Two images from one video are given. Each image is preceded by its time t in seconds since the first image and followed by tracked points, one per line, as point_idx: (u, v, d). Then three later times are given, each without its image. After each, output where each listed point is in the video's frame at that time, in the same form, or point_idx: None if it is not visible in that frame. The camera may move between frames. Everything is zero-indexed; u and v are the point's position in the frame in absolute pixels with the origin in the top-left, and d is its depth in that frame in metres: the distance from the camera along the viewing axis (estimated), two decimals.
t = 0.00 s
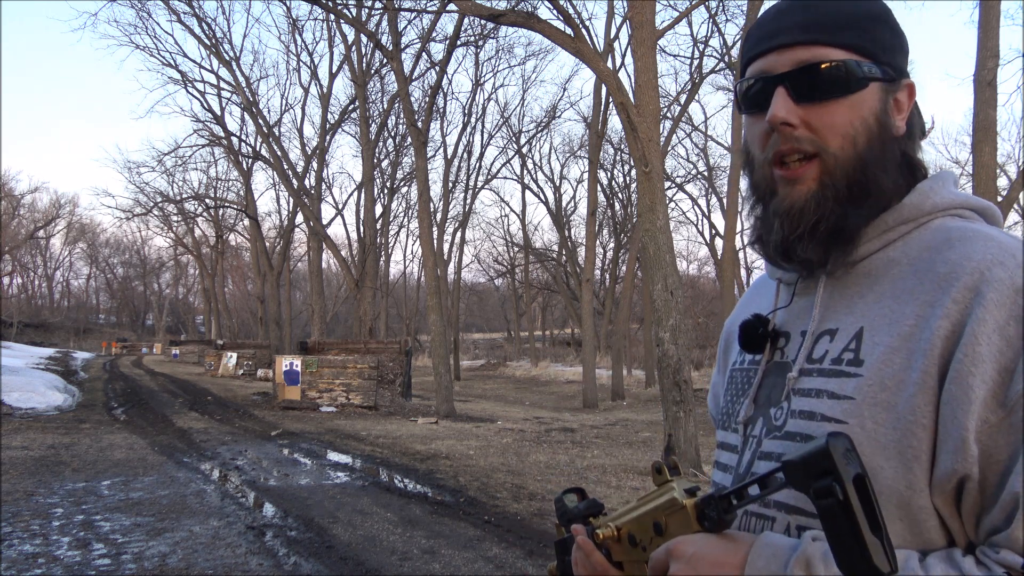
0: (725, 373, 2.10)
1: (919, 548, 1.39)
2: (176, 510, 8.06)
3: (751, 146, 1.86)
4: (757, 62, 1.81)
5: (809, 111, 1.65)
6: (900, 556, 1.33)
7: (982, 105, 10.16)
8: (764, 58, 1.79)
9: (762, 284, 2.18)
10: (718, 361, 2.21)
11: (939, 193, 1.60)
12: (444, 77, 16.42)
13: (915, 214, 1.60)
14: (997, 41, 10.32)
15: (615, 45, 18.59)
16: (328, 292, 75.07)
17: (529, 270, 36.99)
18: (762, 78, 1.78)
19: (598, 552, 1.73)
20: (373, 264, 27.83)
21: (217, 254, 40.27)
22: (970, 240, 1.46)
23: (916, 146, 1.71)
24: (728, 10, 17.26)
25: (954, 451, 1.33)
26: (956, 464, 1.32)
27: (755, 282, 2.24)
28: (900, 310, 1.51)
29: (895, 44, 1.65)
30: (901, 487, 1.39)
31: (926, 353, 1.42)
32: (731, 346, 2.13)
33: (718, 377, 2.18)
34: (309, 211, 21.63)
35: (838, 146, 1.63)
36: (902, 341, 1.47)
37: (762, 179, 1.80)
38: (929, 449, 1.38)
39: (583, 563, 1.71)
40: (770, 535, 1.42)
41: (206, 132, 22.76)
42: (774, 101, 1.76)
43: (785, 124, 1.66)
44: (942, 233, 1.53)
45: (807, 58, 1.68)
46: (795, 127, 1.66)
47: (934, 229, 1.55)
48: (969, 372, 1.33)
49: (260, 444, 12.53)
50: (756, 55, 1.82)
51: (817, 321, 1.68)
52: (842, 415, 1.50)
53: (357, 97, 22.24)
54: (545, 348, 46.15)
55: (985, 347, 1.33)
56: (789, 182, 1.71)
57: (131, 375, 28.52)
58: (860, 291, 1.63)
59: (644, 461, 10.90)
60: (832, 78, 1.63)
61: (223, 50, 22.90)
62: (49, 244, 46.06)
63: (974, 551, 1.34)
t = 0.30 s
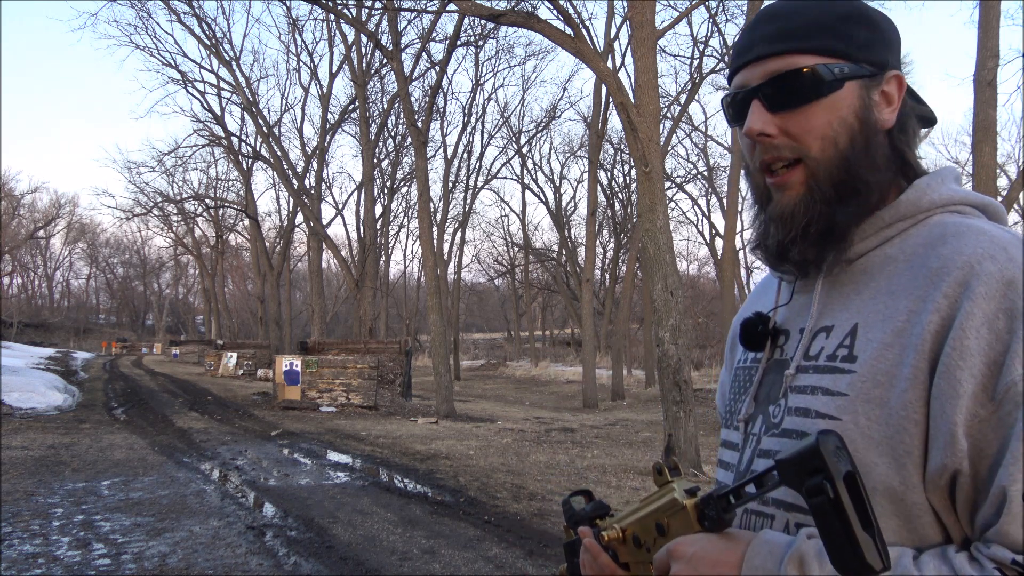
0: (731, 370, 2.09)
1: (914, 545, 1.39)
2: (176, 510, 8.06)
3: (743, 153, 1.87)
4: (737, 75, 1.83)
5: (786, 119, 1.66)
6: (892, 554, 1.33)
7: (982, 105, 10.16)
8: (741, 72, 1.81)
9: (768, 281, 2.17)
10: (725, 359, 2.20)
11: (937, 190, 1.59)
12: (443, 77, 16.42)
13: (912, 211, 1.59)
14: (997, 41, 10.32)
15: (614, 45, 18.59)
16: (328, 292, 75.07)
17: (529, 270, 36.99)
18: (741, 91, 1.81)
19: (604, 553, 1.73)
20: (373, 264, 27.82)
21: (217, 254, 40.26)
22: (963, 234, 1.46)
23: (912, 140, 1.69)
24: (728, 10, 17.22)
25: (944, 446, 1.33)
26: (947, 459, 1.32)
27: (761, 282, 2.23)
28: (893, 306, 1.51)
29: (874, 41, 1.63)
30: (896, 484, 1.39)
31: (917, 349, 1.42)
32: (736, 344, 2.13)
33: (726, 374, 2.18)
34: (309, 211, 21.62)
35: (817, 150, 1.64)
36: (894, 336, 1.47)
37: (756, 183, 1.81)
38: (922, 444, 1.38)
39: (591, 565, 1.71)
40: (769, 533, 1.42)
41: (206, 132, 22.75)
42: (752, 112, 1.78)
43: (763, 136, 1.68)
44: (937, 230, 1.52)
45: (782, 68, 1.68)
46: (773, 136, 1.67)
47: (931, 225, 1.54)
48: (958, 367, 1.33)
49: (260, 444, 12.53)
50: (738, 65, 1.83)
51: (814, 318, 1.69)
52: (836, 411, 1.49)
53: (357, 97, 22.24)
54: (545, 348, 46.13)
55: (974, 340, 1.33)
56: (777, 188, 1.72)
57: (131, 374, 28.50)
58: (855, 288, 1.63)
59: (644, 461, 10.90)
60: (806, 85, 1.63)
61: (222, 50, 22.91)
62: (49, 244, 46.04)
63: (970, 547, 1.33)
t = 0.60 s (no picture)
0: (737, 372, 2.10)
1: (911, 546, 1.39)
2: (176, 510, 8.06)
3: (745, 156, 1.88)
4: (737, 76, 1.83)
5: (782, 123, 1.66)
6: (889, 554, 1.33)
7: (982, 105, 10.17)
8: (740, 74, 1.81)
9: (775, 284, 2.17)
10: (733, 360, 2.20)
11: (939, 191, 1.58)
12: (444, 77, 16.43)
13: (913, 212, 1.59)
14: (997, 41, 10.32)
15: (614, 45, 18.59)
16: (329, 292, 75.06)
17: (529, 270, 36.99)
18: (738, 95, 1.81)
19: (611, 557, 1.75)
20: (373, 264, 27.82)
21: (217, 254, 40.26)
22: (962, 237, 1.45)
23: (916, 141, 1.68)
24: (728, 10, 17.19)
25: (941, 448, 1.33)
26: (944, 462, 1.32)
27: (770, 283, 2.23)
28: (893, 308, 1.51)
29: (873, 41, 1.61)
30: (894, 485, 1.39)
31: (915, 351, 1.42)
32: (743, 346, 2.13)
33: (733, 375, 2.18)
34: (309, 211, 21.63)
35: (814, 155, 1.64)
36: (894, 339, 1.47)
37: (757, 186, 1.82)
38: (920, 446, 1.38)
39: (595, 571, 1.73)
40: (764, 533, 1.42)
41: (206, 133, 22.76)
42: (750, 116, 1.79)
43: (760, 141, 1.69)
44: (937, 232, 1.51)
45: (779, 71, 1.68)
46: (770, 141, 1.68)
47: (933, 227, 1.54)
48: (955, 369, 1.33)
49: (260, 444, 12.53)
50: (737, 68, 1.83)
51: (816, 320, 1.69)
52: (834, 412, 1.50)
53: (357, 97, 22.25)
54: (544, 348, 46.15)
55: (971, 343, 1.33)
56: (776, 191, 1.73)
57: (131, 374, 28.50)
58: (856, 290, 1.63)
59: (644, 461, 10.90)
60: (801, 89, 1.63)
61: (222, 50, 22.89)
62: (49, 244, 46.06)
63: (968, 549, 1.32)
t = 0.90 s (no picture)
0: (736, 371, 2.09)
1: (915, 544, 1.39)
2: (176, 509, 8.06)
3: (756, 154, 1.86)
4: (754, 72, 1.81)
5: (802, 121, 1.65)
6: (895, 551, 1.33)
7: (982, 105, 10.17)
8: (760, 69, 1.78)
9: (775, 284, 2.18)
10: (732, 360, 2.21)
11: (946, 192, 1.59)
12: (444, 77, 16.42)
13: (921, 213, 1.60)
14: (997, 41, 10.32)
15: (614, 46, 18.62)
16: (329, 292, 75.05)
17: (529, 270, 36.98)
18: (757, 90, 1.78)
19: (609, 558, 1.75)
20: (373, 264, 27.79)
21: (217, 254, 40.25)
22: (969, 237, 1.46)
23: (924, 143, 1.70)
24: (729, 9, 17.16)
25: (947, 445, 1.33)
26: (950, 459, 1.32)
27: (767, 283, 2.23)
28: (900, 306, 1.51)
29: (892, 43, 1.62)
30: (898, 482, 1.39)
31: (921, 348, 1.42)
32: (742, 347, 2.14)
33: (731, 376, 2.18)
34: (309, 211, 21.63)
35: (831, 156, 1.64)
36: (900, 337, 1.47)
37: (768, 184, 1.80)
38: (924, 443, 1.38)
39: (594, 571, 1.72)
40: (768, 531, 1.42)
41: (206, 133, 22.74)
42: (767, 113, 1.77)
43: (781, 137, 1.66)
44: (945, 231, 1.52)
45: (802, 69, 1.66)
46: (789, 138, 1.66)
47: (940, 226, 1.55)
48: (964, 367, 1.33)
49: (260, 444, 12.52)
50: (753, 63, 1.81)
51: (821, 319, 1.69)
52: (839, 410, 1.50)
53: (357, 98, 22.25)
54: (544, 348, 46.15)
55: (979, 341, 1.33)
56: (790, 190, 1.71)
57: (131, 375, 28.48)
58: (862, 289, 1.64)
59: (644, 461, 10.90)
60: (824, 88, 1.62)
61: (222, 50, 22.90)
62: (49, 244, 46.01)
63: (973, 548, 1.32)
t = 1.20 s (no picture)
0: (733, 372, 2.09)
1: (936, 546, 1.39)
2: (176, 510, 8.06)
3: (763, 150, 1.86)
4: (767, 65, 1.81)
5: (817, 115, 1.64)
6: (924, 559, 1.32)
7: (982, 105, 10.16)
8: (774, 62, 1.79)
9: (770, 285, 2.18)
10: (728, 363, 2.20)
11: (952, 194, 1.61)
12: (443, 77, 16.42)
13: (928, 214, 1.61)
14: (998, 42, 10.31)
15: (614, 46, 18.63)
16: (329, 292, 75.06)
17: (529, 270, 36.99)
18: (771, 82, 1.79)
19: (599, 555, 1.77)
20: (373, 264, 27.79)
21: (217, 254, 40.25)
22: (981, 239, 1.47)
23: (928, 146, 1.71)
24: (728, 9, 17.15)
25: (971, 447, 1.31)
26: (973, 461, 1.31)
27: (762, 284, 2.24)
28: (912, 306, 1.52)
29: (904, 44, 1.64)
30: (916, 484, 1.39)
31: (938, 349, 1.42)
32: (738, 347, 2.14)
33: (727, 378, 2.17)
34: (309, 211, 21.64)
35: (842, 152, 1.64)
36: (915, 336, 1.47)
37: (774, 181, 1.80)
38: (942, 444, 1.38)
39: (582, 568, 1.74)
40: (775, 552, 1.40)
41: (206, 133, 22.73)
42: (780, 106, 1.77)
43: (793, 130, 1.67)
44: (956, 233, 1.53)
45: (818, 63, 1.67)
46: (802, 131, 1.66)
47: (948, 228, 1.56)
48: (987, 368, 1.32)
49: (260, 444, 12.52)
50: (767, 57, 1.82)
51: (828, 319, 1.69)
52: (852, 409, 1.50)
53: (357, 97, 22.23)
54: (545, 348, 46.15)
55: (1002, 343, 1.32)
56: (797, 185, 1.71)
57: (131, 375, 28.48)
58: (871, 289, 1.64)
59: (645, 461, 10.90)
60: (841, 81, 1.62)
61: (223, 50, 22.89)
62: (49, 244, 46.01)
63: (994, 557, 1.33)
